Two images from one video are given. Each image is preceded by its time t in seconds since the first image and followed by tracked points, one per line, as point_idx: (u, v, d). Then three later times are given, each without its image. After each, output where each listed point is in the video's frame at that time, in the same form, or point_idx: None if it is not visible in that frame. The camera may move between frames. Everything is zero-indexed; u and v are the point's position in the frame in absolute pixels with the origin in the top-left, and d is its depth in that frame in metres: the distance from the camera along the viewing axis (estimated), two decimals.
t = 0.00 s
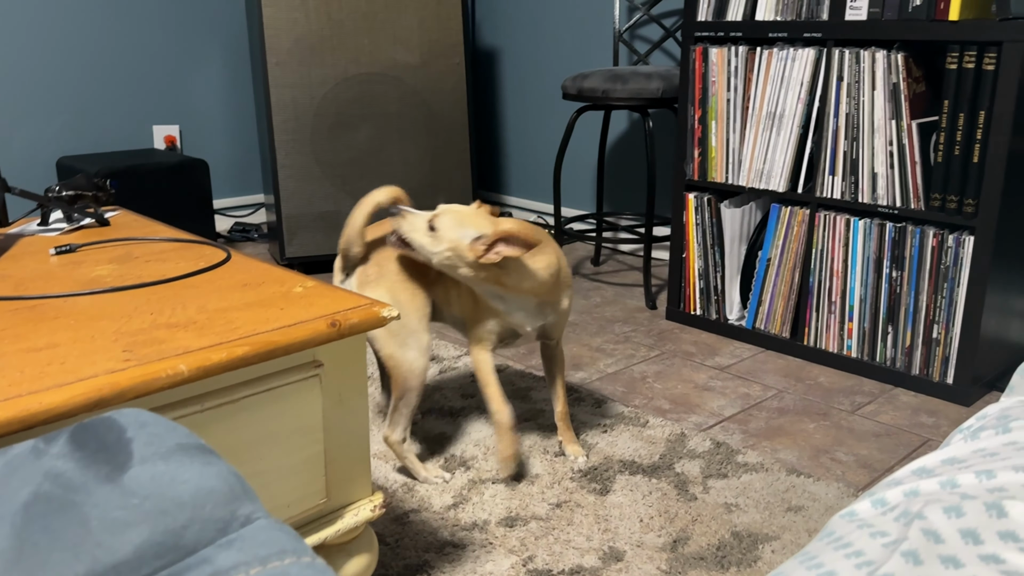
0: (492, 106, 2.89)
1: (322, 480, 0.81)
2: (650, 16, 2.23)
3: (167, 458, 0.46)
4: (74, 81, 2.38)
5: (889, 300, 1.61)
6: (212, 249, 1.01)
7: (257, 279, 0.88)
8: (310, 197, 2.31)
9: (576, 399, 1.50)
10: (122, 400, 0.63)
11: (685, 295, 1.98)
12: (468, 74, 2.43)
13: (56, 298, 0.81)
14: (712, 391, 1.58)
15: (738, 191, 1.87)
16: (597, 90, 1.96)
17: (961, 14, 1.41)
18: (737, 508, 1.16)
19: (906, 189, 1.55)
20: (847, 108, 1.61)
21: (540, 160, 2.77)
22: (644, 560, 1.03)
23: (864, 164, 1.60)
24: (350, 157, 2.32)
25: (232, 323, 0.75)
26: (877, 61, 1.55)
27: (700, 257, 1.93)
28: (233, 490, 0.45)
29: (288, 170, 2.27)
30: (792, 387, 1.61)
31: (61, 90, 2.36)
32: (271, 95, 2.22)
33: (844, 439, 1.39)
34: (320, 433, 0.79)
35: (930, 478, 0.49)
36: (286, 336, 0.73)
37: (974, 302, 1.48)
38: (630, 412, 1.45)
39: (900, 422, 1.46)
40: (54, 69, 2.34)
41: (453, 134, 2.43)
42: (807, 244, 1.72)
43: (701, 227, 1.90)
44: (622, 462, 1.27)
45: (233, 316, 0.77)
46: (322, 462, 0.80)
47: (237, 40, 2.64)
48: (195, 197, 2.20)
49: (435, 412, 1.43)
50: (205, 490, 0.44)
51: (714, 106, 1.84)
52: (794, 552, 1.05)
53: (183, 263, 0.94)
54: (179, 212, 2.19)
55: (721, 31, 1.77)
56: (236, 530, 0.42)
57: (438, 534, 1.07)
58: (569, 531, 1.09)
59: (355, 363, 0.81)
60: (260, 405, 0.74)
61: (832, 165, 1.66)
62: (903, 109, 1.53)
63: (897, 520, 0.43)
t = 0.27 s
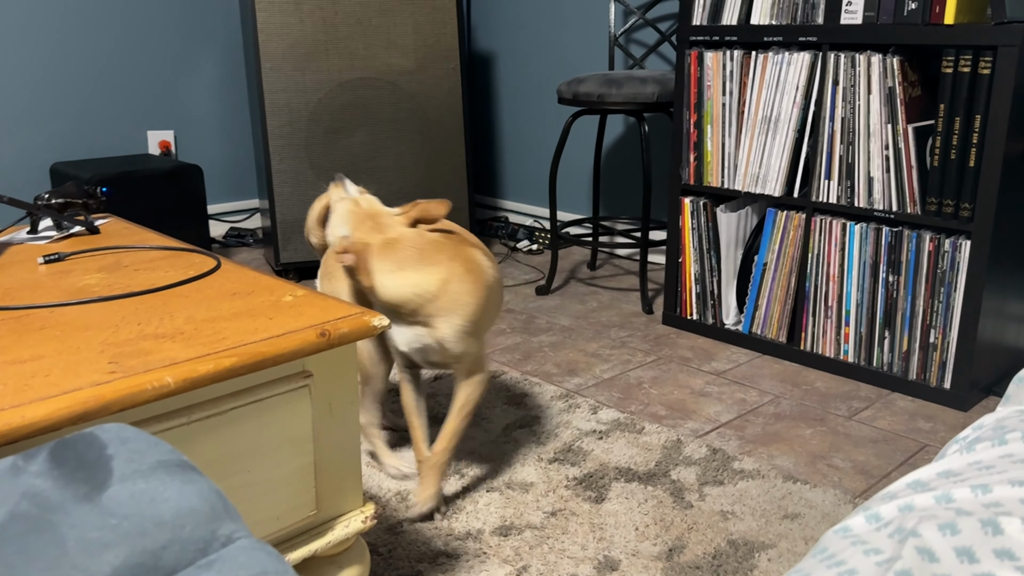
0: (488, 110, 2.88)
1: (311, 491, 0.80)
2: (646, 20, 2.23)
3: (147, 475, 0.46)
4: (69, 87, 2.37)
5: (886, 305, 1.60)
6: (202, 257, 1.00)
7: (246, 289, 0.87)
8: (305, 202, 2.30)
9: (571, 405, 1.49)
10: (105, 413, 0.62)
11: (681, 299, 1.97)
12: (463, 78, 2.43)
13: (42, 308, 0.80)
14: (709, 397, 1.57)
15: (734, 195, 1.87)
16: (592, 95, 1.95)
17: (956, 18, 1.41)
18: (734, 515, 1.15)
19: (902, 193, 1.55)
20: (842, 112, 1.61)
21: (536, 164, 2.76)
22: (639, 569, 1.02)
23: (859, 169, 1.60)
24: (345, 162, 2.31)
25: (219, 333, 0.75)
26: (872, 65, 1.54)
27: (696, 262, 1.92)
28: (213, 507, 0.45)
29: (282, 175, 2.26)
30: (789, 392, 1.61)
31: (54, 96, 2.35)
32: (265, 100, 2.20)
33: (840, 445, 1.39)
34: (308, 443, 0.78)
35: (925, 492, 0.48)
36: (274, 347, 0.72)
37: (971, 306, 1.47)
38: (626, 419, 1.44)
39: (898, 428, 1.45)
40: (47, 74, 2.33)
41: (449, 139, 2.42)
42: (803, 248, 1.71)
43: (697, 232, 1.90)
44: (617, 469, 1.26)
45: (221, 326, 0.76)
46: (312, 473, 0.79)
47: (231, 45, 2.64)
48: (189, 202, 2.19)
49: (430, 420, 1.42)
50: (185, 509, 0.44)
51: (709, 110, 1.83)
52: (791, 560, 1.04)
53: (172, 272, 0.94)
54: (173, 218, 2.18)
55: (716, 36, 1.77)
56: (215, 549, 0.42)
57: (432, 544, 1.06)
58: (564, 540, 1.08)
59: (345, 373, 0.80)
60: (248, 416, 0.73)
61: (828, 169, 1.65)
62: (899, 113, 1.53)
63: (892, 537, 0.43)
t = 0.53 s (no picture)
0: (487, 111, 2.88)
1: (306, 493, 0.79)
2: (644, 20, 2.22)
3: (136, 479, 0.47)
4: (66, 89, 2.36)
5: (886, 305, 1.60)
6: (197, 258, 0.99)
7: (241, 290, 0.87)
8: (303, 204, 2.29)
9: (569, 406, 1.49)
10: (97, 415, 0.62)
11: (680, 300, 1.96)
12: (461, 79, 2.43)
13: (35, 310, 0.80)
14: (708, 398, 1.57)
15: (733, 195, 1.86)
16: (590, 95, 1.95)
17: (956, 16, 1.40)
18: (733, 518, 1.14)
19: (901, 193, 1.54)
20: (842, 112, 1.60)
21: (535, 165, 2.76)
22: (638, 573, 1.02)
23: (859, 169, 1.59)
24: (343, 163, 2.30)
25: (213, 335, 0.74)
26: (871, 64, 1.54)
27: (695, 263, 1.92)
28: (201, 511, 0.46)
29: (280, 175, 2.25)
30: (788, 393, 1.60)
31: (52, 98, 2.35)
32: (263, 101, 2.20)
33: (840, 446, 1.38)
34: (304, 445, 0.78)
35: (926, 495, 0.47)
36: (268, 348, 0.71)
37: (971, 307, 1.46)
38: (624, 420, 1.43)
39: (898, 429, 1.45)
40: (44, 76, 2.32)
41: (447, 140, 2.42)
42: (802, 249, 1.71)
43: (696, 233, 1.89)
44: (616, 472, 1.26)
45: (215, 328, 0.76)
46: (307, 476, 0.79)
47: (228, 46, 2.63)
48: (186, 204, 2.18)
49: (428, 421, 1.42)
50: (173, 514, 0.44)
51: (708, 111, 1.83)
52: (791, 563, 1.03)
53: (167, 274, 0.93)
54: (170, 220, 2.17)
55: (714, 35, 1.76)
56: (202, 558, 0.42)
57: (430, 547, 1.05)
58: (562, 542, 1.07)
59: (339, 375, 0.79)
60: (241, 419, 0.72)
61: (827, 170, 1.65)
62: (898, 113, 1.52)
63: (891, 541, 0.42)
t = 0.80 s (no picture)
0: (492, 112, 2.88)
1: (311, 494, 0.79)
2: (650, 20, 2.23)
3: (139, 478, 0.47)
4: (74, 91, 2.37)
5: (892, 306, 1.59)
6: (202, 258, 1.00)
7: (246, 290, 0.87)
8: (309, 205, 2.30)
9: (575, 407, 1.48)
10: (102, 415, 0.62)
11: (686, 301, 1.96)
12: (467, 80, 2.43)
13: (41, 309, 0.80)
14: (714, 399, 1.56)
15: (739, 196, 1.86)
16: (596, 96, 1.95)
17: (964, 15, 1.39)
18: (739, 519, 1.14)
19: (908, 193, 1.54)
20: (848, 112, 1.59)
21: (540, 166, 2.76)
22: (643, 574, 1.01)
23: (866, 169, 1.59)
24: (349, 164, 2.30)
25: (218, 335, 0.74)
26: (878, 64, 1.53)
27: (701, 263, 1.91)
28: (204, 510, 0.46)
29: (286, 177, 2.25)
30: (795, 394, 1.60)
31: (60, 99, 2.36)
32: (269, 102, 2.20)
33: (847, 447, 1.38)
34: (308, 445, 0.78)
35: (932, 495, 0.47)
36: (273, 348, 0.71)
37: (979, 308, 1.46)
38: (630, 421, 1.43)
39: (905, 430, 1.44)
40: (52, 78, 2.33)
41: (453, 141, 2.42)
42: (809, 249, 1.70)
43: (702, 233, 1.89)
44: (621, 472, 1.25)
45: (220, 327, 0.76)
46: (311, 476, 0.79)
47: (235, 48, 2.64)
48: (193, 205, 2.19)
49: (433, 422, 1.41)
50: (176, 512, 0.45)
51: (714, 111, 1.82)
52: (797, 564, 1.03)
53: (172, 273, 0.93)
54: (177, 221, 2.17)
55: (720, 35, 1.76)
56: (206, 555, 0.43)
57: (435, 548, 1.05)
58: (567, 543, 1.07)
59: (344, 375, 0.79)
60: (245, 419, 0.72)
61: (833, 170, 1.64)
62: (905, 113, 1.52)
63: (897, 540, 0.42)
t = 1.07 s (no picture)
0: (495, 114, 2.88)
1: (312, 495, 0.79)
2: (653, 23, 2.23)
3: (140, 478, 0.47)
4: (78, 93, 2.38)
5: (895, 309, 1.59)
6: (205, 259, 1.00)
7: (248, 291, 0.87)
8: (312, 206, 2.30)
9: (577, 409, 1.48)
10: (104, 415, 0.62)
11: (688, 303, 1.95)
12: (470, 82, 2.43)
13: (44, 310, 0.80)
14: (716, 402, 1.56)
15: (741, 198, 1.86)
16: (598, 98, 1.95)
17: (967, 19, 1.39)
18: (741, 521, 1.14)
19: (911, 196, 1.54)
20: (851, 114, 1.59)
21: (543, 167, 2.76)
22: None
23: (868, 171, 1.59)
24: (352, 166, 2.31)
25: (220, 335, 0.74)
26: (881, 67, 1.53)
27: (704, 265, 1.91)
28: (205, 510, 0.46)
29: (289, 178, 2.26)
30: (797, 397, 1.59)
31: (64, 101, 2.36)
32: (273, 104, 2.21)
33: (849, 450, 1.38)
34: (310, 447, 0.78)
35: (934, 497, 0.47)
36: (276, 349, 0.72)
37: (982, 310, 1.45)
38: (632, 423, 1.43)
39: (907, 433, 1.44)
40: (56, 79, 2.34)
41: (456, 143, 2.42)
42: (811, 252, 1.70)
43: (704, 235, 1.89)
44: (624, 474, 1.25)
45: (222, 328, 0.76)
46: (312, 477, 0.79)
47: (239, 50, 2.65)
48: (197, 207, 2.20)
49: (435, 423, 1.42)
50: (177, 512, 0.45)
51: (716, 113, 1.82)
52: (799, 567, 1.03)
53: (175, 274, 0.93)
54: (180, 222, 2.18)
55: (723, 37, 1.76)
56: (207, 555, 0.43)
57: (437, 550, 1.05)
58: (569, 545, 1.07)
59: (347, 376, 0.79)
60: (248, 419, 0.73)
61: (836, 172, 1.64)
62: (908, 115, 1.52)
63: (899, 542, 0.42)
